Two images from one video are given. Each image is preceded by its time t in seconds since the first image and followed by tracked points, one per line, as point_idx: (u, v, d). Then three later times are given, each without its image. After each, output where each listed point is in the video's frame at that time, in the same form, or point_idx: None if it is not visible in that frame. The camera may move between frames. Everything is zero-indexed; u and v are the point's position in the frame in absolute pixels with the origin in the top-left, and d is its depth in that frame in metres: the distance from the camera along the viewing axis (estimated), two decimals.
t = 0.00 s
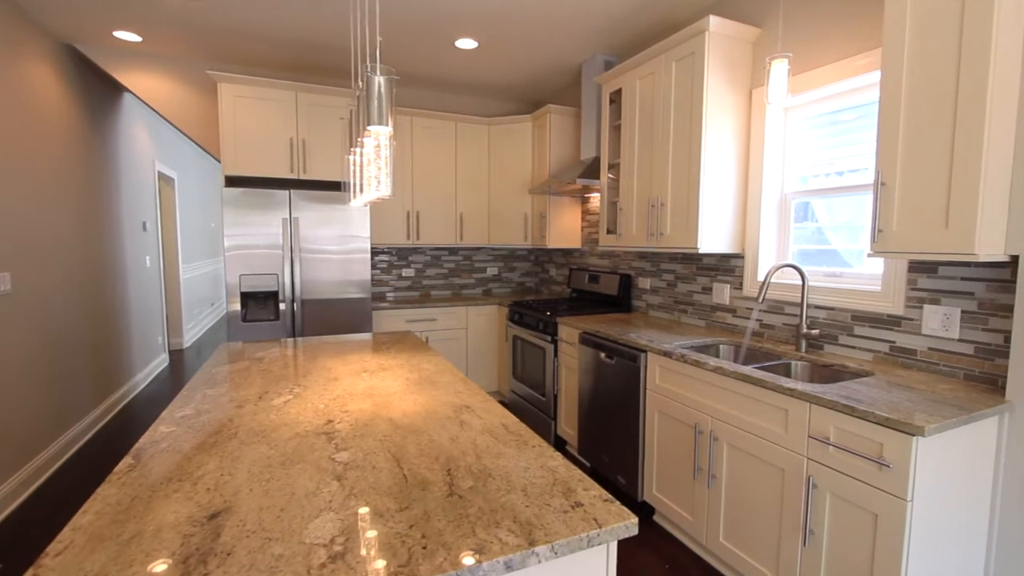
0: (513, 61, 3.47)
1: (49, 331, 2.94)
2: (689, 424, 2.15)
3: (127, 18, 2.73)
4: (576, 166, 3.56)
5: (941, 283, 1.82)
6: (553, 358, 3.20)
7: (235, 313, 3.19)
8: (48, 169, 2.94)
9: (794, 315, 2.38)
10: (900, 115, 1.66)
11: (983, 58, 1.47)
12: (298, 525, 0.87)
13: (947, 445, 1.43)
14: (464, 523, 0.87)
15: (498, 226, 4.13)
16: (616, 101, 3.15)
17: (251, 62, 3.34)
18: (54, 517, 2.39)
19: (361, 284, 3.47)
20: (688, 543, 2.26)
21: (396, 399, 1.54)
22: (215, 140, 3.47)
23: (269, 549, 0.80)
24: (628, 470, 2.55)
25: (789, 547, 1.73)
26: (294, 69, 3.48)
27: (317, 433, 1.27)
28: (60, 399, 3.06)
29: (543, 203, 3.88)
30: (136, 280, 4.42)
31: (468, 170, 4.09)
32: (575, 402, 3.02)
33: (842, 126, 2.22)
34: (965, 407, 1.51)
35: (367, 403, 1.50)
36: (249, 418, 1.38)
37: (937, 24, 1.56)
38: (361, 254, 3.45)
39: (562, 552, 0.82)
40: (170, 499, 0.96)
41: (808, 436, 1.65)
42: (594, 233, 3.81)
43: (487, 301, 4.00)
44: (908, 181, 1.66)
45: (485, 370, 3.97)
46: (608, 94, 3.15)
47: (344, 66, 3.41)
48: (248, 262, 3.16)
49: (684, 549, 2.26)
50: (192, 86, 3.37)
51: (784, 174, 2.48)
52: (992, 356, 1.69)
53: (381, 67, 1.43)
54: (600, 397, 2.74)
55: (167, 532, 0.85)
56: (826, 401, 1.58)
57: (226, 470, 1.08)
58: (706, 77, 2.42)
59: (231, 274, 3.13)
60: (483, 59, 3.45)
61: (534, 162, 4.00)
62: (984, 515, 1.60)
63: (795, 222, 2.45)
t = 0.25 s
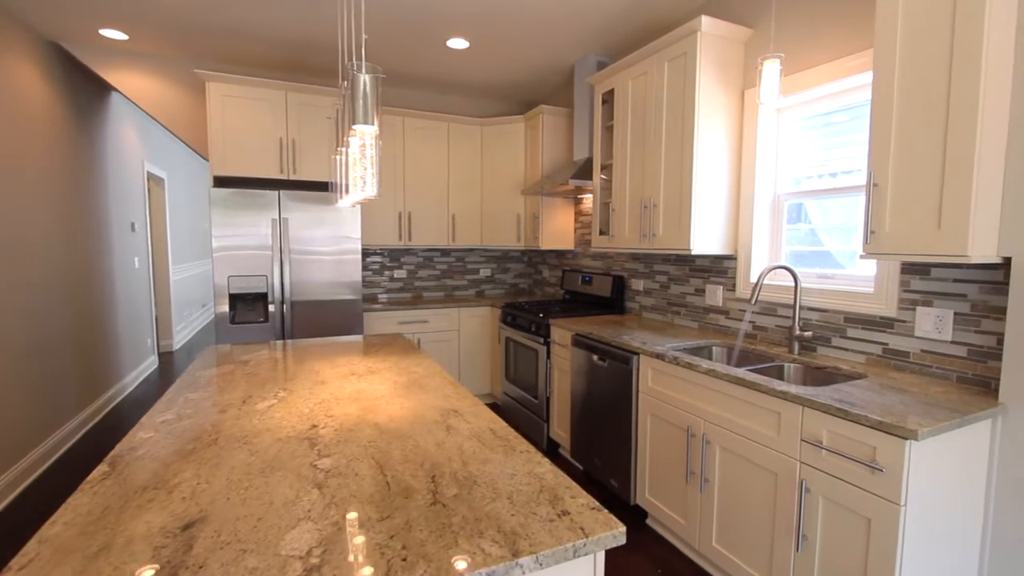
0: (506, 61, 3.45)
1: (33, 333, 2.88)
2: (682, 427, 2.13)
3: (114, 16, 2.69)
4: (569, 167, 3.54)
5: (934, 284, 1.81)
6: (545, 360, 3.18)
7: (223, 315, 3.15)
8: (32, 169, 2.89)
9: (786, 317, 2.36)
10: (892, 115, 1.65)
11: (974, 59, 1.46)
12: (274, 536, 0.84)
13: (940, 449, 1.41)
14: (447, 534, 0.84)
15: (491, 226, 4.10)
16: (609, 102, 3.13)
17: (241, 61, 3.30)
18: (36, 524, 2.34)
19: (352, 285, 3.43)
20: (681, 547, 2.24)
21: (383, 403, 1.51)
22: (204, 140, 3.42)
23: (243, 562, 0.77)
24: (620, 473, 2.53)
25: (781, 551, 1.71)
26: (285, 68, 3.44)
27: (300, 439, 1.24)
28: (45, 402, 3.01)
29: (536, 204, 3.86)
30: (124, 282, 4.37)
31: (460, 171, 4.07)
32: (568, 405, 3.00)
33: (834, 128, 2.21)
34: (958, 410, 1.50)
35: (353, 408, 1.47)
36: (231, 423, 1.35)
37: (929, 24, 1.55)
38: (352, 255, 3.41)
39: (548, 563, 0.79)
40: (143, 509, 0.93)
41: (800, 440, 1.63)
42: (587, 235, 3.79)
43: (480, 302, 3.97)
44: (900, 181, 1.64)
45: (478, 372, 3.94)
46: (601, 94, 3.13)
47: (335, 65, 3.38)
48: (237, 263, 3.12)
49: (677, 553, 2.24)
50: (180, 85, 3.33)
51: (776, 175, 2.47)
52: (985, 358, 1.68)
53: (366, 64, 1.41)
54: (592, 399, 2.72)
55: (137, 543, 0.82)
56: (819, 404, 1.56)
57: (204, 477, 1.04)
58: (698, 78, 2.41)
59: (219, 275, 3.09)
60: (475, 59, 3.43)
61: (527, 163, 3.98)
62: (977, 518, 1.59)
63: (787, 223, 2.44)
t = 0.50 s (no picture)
0: (501, 62, 3.43)
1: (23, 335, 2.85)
2: (676, 431, 2.11)
3: (106, 16, 2.66)
4: (565, 168, 3.52)
5: (930, 287, 1.79)
6: (540, 363, 3.16)
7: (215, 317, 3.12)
8: (22, 170, 2.86)
9: (782, 320, 2.34)
10: (888, 117, 1.63)
11: (970, 59, 1.44)
12: (250, 549, 0.81)
13: (936, 455, 1.39)
14: (427, 547, 0.82)
15: (487, 228, 4.08)
16: (604, 103, 3.11)
17: (235, 62, 3.28)
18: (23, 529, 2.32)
19: (346, 287, 3.40)
20: (675, 552, 2.22)
21: (371, 409, 1.48)
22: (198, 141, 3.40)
23: None
24: (615, 477, 2.50)
25: (776, 557, 1.69)
26: (280, 69, 3.42)
27: (284, 446, 1.22)
28: (35, 405, 2.98)
29: (532, 205, 3.84)
30: (118, 284, 4.34)
31: (456, 172, 4.05)
32: (562, 408, 2.97)
33: (830, 129, 2.19)
34: (954, 415, 1.48)
35: (339, 413, 1.44)
36: (213, 430, 1.32)
37: (924, 24, 1.53)
38: (346, 256, 3.39)
39: None
40: (117, 519, 0.90)
41: (795, 445, 1.61)
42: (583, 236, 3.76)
43: (475, 304, 3.95)
44: (896, 183, 1.62)
45: (473, 374, 3.92)
46: (596, 95, 3.11)
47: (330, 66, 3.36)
48: (229, 265, 3.09)
49: (671, 558, 2.21)
50: (173, 86, 3.31)
51: (772, 177, 2.45)
52: (982, 362, 1.66)
53: (355, 64, 1.39)
54: (587, 402, 2.69)
55: (107, 557, 0.79)
56: (813, 410, 1.54)
57: (182, 486, 1.02)
58: (693, 79, 2.39)
59: (212, 277, 3.06)
60: (471, 60, 3.41)
61: (523, 164, 3.96)
62: (974, 525, 1.56)
63: (783, 225, 2.42)
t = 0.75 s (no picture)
0: (498, 62, 3.41)
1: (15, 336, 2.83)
2: (672, 434, 2.08)
3: (99, 16, 2.64)
4: (562, 169, 3.50)
5: (929, 289, 1.76)
6: (536, 364, 3.13)
7: (209, 318, 3.10)
8: (14, 170, 2.84)
9: (779, 321, 2.32)
10: (886, 117, 1.61)
11: (970, 57, 1.42)
12: (224, 560, 0.79)
13: (935, 460, 1.37)
14: (406, 557, 0.79)
15: (484, 229, 4.06)
16: (601, 103, 3.09)
17: (230, 61, 3.26)
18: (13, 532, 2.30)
19: (341, 288, 3.38)
20: (671, 557, 2.19)
21: (359, 412, 1.46)
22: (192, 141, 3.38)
23: None
24: (610, 480, 2.48)
25: (772, 563, 1.66)
26: (275, 69, 3.40)
27: (267, 451, 1.19)
28: (28, 407, 2.96)
29: (529, 206, 3.82)
30: (114, 284, 4.32)
31: (453, 172, 4.03)
32: (559, 410, 2.95)
33: (829, 130, 2.17)
34: (953, 419, 1.45)
35: (327, 417, 1.42)
36: (197, 434, 1.30)
37: (923, 21, 1.51)
38: (341, 257, 3.37)
39: None
40: (90, 527, 0.88)
41: (791, 449, 1.59)
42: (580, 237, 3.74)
43: (472, 305, 3.93)
44: (894, 183, 1.60)
45: (470, 375, 3.90)
46: (593, 95, 3.08)
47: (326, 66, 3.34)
48: (223, 266, 3.07)
49: (666, 563, 2.18)
50: (168, 86, 3.29)
51: (769, 177, 2.43)
52: (982, 365, 1.63)
53: (341, 64, 1.38)
54: (582, 405, 2.67)
55: (77, 567, 0.77)
56: (810, 413, 1.51)
57: (160, 492, 1.00)
58: (690, 78, 2.37)
59: (205, 278, 3.04)
60: (467, 60, 3.38)
61: (520, 165, 3.94)
62: (973, 530, 1.54)
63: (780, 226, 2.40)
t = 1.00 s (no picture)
0: (495, 61, 3.39)
1: (9, 336, 2.82)
2: (667, 436, 2.06)
3: (93, 14, 2.62)
4: (559, 167, 3.47)
5: (928, 289, 1.73)
6: (533, 365, 3.11)
7: (204, 318, 3.08)
8: (8, 169, 2.83)
9: (777, 322, 2.29)
10: (883, 114, 1.58)
11: (969, 53, 1.39)
12: (193, 567, 0.77)
13: (932, 464, 1.34)
14: (381, 565, 0.77)
15: (481, 228, 4.04)
16: (598, 101, 3.06)
17: (225, 60, 3.25)
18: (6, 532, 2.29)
19: (337, 287, 3.36)
20: (666, 560, 2.17)
21: (346, 414, 1.44)
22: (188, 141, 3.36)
23: None
24: (606, 482, 2.45)
25: (766, 568, 1.64)
26: (270, 67, 3.38)
27: (249, 453, 1.17)
28: (22, 406, 2.95)
29: (527, 205, 3.79)
30: (111, 284, 4.32)
31: (451, 171, 4.00)
32: (555, 410, 2.93)
33: (828, 128, 2.13)
34: (952, 422, 1.42)
35: (313, 418, 1.40)
36: (179, 436, 1.28)
37: (921, 17, 1.48)
38: (337, 257, 3.35)
39: None
40: (60, 533, 0.86)
41: (786, 453, 1.56)
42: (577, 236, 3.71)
43: (469, 305, 3.91)
44: (891, 182, 1.57)
45: (467, 375, 3.88)
46: (590, 93, 3.06)
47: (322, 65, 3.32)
48: (218, 266, 3.05)
49: (661, 566, 2.16)
50: (163, 85, 3.27)
51: (767, 176, 2.40)
52: (981, 367, 1.61)
53: (325, 60, 1.37)
54: (578, 405, 2.64)
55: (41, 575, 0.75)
56: (805, 416, 1.49)
57: (136, 497, 0.98)
58: (687, 76, 2.34)
59: (200, 277, 3.02)
60: (464, 58, 3.36)
61: (518, 164, 3.91)
62: (971, 535, 1.51)
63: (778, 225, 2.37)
